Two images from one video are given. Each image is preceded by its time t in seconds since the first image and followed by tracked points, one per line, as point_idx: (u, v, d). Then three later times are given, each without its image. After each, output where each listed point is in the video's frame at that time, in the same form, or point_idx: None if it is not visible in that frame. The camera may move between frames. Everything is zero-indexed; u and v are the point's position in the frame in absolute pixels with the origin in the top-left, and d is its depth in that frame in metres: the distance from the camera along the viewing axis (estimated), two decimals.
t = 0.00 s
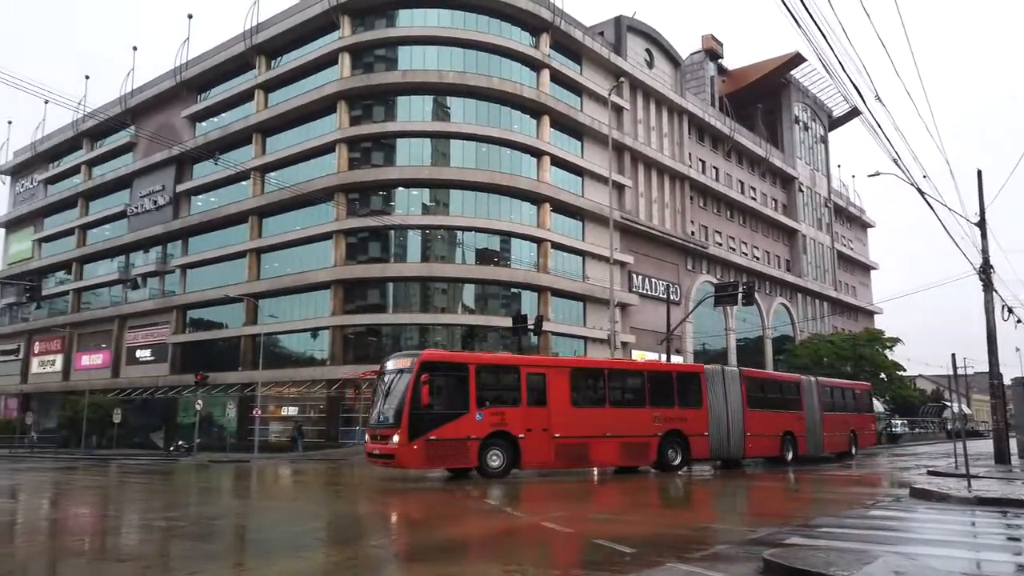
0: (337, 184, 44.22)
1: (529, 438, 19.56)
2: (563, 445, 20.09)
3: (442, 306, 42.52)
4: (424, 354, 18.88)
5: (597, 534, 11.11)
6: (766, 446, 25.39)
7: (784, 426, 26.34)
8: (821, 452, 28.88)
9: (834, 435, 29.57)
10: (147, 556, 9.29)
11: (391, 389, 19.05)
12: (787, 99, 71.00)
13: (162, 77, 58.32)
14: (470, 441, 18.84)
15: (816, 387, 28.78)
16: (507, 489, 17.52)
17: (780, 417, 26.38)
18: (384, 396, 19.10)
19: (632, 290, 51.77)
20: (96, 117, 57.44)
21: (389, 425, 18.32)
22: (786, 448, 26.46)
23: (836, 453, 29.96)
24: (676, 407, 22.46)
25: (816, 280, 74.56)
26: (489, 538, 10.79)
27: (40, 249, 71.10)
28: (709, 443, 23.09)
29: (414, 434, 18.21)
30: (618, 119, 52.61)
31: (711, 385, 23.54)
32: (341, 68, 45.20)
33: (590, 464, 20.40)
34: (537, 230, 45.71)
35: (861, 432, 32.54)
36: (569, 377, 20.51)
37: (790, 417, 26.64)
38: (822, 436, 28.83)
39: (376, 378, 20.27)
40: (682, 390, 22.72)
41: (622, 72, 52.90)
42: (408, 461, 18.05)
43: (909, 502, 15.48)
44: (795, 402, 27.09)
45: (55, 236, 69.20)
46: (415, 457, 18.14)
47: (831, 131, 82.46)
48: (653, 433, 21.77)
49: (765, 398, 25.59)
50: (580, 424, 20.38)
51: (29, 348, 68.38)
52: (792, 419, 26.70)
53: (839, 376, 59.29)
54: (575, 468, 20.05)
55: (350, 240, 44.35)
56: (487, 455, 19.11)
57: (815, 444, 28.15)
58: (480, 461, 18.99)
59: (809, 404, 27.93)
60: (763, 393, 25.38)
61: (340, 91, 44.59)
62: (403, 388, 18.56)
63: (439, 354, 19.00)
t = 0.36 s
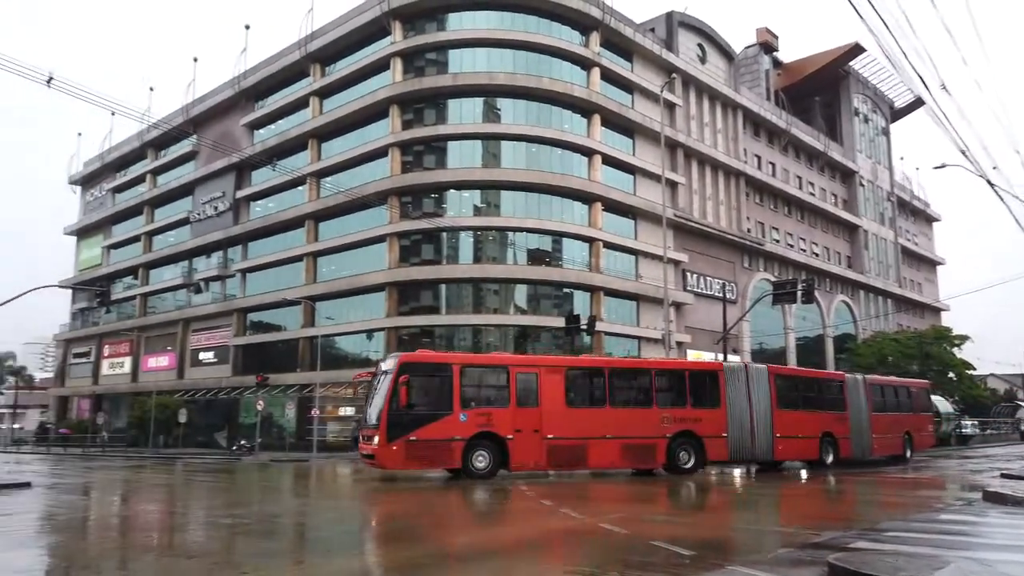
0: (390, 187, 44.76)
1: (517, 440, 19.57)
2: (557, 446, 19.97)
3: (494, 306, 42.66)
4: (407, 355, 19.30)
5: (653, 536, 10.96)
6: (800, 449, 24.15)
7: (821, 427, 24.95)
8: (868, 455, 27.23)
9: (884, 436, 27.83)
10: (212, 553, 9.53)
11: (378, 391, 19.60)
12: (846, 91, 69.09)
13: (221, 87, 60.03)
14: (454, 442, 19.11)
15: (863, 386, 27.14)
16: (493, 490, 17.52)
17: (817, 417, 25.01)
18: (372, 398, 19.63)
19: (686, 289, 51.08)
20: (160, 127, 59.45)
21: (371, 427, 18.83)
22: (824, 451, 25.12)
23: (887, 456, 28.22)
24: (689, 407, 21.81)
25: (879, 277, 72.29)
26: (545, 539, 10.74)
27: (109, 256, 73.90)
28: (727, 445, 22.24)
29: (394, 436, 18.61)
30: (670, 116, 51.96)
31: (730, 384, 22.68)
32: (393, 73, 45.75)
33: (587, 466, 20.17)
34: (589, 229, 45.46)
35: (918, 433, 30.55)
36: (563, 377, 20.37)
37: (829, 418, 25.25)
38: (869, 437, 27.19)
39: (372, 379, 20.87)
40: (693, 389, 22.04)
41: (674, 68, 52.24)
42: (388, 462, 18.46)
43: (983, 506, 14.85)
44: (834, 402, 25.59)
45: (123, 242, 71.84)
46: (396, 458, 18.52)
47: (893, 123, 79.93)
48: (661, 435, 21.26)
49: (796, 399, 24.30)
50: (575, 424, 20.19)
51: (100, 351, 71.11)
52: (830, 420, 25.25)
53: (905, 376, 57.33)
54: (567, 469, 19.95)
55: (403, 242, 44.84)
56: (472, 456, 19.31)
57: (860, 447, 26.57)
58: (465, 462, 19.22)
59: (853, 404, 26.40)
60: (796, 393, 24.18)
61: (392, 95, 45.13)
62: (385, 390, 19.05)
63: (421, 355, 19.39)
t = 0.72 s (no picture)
0: (435, 189, 45.06)
1: (500, 439, 20.08)
2: (542, 446, 20.24)
3: (539, 307, 42.64)
4: (388, 358, 20.37)
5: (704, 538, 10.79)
6: (820, 450, 22.91)
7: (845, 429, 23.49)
8: (908, 457, 25.20)
9: (926, 438, 25.75)
10: (268, 550, 9.73)
11: (365, 393, 20.83)
12: (899, 82, 67.14)
13: (269, 94, 61.29)
14: (433, 442, 19.93)
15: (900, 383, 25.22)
16: (475, 490, 17.70)
17: (841, 418, 23.48)
18: (361, 400, 20.86)
19: (735, 287, 50.30)
20: (212, 134, 60.90)
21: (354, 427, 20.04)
22: (851, 454, 23.68)
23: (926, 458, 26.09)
24: (689, 407, 21.38)
25: (936, 273, 70.09)
26: (594, 540, 10.67)
27: (165, 260, 76.05)
28: (731, 447, 21.59)
29: (375, 436, 19.66)
30: (717, 112, 51.21)
31: (736, 384, 21.95)
32: (436, 75, 46.07)
33: (573, 466, 20.32)
34: (634, 228, 45.10)
35: (966, 435, 28.23)
36: (549, 378, 20.65)
37: (857, 419, 23.74)
38: (908, 439, 25.27)
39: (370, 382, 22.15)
40: (694, 389, 21.56)
41: (720, 63, 51.49)
42: (368, 461, 19.56)
43: None
44: (862, 402, 24.03)
45: (178, 247, 73.85)
46: (376, 457, 19.58)
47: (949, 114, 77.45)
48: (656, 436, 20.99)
49: (815, 398, 23.01)
50: (561, 425, 20.39)
51: (156, 352, 73.18)
52: (856, 419, 23.70)
53: (965, 375, 55.42)
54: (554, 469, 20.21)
55: (448, 243, 45.12)
56: (453, 455, 20.06)
57: (894, 449, 24.78)
58: (446, 461, 20.00)
59: (887, 404, 24.65)
60: (814, 392, 22.93)
61: (436, 98, 45.42)
62: (366, 392, 20.23)
63: (402, 357, 20.38)
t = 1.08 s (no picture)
0: (469, 189, 45.17)
1: (469, 439, 20.20)
2: (511, 446, 20.18)
3: (574, 306, 42.50)
4: (360, 360, 20.99)
5: (744, 539, 10.63)
6: (819, 450, 21.32)
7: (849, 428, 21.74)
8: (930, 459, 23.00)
9: (951, 438, 23.51)
10: (309, 548, 9.84)
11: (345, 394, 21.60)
12: (943, 73, 65.40)
13: (306, 97, 62.14)
14: (402, 441, 20.34)
15: (916, 379, 23.14)
16: (446, 490, 17.61)
17: (845, 417, 21.70)
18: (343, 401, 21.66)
19: (774, 285, 49.50)
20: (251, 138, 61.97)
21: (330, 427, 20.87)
22: (857, 454, 21.94)
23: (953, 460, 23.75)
24: (666, 406, 20.62)
25: (984, 269, 68.17)
26: (632, 540, 10.56)
27: (207, 262, 77.58)
28: (713, 446, 20.58)
29: (347, 436, 20.37)
30: (754, 107, 50.48)
31: (718, 382, 20.93)
32: (470, 76, 46.18)
33: (542, 466, 20.17)
34: (670, 226, 44.69)
35: (1001, 434, 25.74)
36: (518, 378, 20.57)
37: (864, 417, 21.94)
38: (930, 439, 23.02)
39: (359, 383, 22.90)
40: (672, 387, 20.81)
41: (757, 57, 50.77)
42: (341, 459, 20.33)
43: None
44: (870, 399, 22.19)
45: (218, 250, 75.27)
46: (349, 456, 20.32)
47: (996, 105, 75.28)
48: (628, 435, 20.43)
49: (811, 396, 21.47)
50: (530, 425, 20.28)
51: (199, 353, 74.66)
52: (861, 418, 21.87)
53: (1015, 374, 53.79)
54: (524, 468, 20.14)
55: (483, 244, 45.21)
56: (424, 454, 20.39)
57: (912, 448, 22.67)
58: (415, 460, 20.35)
59: (901, 401, 22.63)
60: (811, 390, 21.42)
61: (470, 98, 45.53)
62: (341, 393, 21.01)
63: (373, 360, 20.94)
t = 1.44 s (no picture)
0: (497, 190, 45.20)
1: (436, 439, 20.50)
2: (476, 446, 20.35)
3: (602, 306, 42.34)
4: (335, 363, 21.57)
5: (773, 539, 10.47)
6: (799, 451, 20.31)
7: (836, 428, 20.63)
8: (932, 460, 21.63)
9: (958, 439, 22.22)
10: (337, 547, 9.90)
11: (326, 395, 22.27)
12: (980, 66, 63.90)
13: (334, 100, 62.71)
14: (372, 440, 20.81)
15: (915, 376, 21.85)
16: (416, 489, 17.56)
17: (831, 415, 20.64)
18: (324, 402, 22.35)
19: (806, 282, 48.80)
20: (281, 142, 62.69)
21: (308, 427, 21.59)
22: (844, 455, 20.79)
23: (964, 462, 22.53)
24: (631, 405, 20.37)
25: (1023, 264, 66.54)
26: (661, 540, 10.47)
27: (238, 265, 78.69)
28: (678, 446, 20.13)
29: (320, 436, 21.00)
30: (784, 103, 49.84)
31: (686, 380, 20.51)
32: (496, 76, 46.21)
33: (507, 465, 20.27)
34: (700, 224, 44.33)
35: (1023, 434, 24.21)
36: (483, 378, 20.73)
37: (852, 416, 20.78)
38: (930, 439, 21.68)
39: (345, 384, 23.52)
40: (638, 386, 20.52)
41: (787, 52, 50.13)
42: (316, 458, 21.00)
43: None
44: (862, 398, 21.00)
45: (250, 252, 76.29)
46: (323, 455, 20.98)
47: None
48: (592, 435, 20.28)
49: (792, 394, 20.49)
50: (495, 425, 20.41)
51: (231, 354, 75.74)
52: (850, 417, 20.74)
53: None
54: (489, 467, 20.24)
55: (510, 243, 45.23)
56: (393, 453, 20.80)
57: (910, 449, 21.31)
58: (385, 459, 20.80)
59: (897, 399, 21.35)
60: (790, 387, 20.49)
61: (496, 99, 45.55)
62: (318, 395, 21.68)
63: (346, 362, 21.49)
